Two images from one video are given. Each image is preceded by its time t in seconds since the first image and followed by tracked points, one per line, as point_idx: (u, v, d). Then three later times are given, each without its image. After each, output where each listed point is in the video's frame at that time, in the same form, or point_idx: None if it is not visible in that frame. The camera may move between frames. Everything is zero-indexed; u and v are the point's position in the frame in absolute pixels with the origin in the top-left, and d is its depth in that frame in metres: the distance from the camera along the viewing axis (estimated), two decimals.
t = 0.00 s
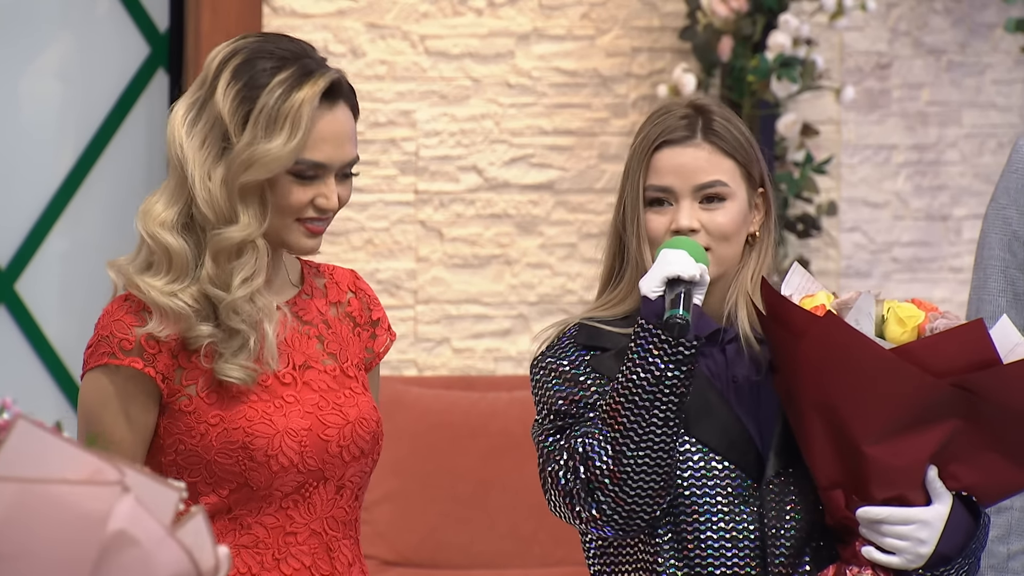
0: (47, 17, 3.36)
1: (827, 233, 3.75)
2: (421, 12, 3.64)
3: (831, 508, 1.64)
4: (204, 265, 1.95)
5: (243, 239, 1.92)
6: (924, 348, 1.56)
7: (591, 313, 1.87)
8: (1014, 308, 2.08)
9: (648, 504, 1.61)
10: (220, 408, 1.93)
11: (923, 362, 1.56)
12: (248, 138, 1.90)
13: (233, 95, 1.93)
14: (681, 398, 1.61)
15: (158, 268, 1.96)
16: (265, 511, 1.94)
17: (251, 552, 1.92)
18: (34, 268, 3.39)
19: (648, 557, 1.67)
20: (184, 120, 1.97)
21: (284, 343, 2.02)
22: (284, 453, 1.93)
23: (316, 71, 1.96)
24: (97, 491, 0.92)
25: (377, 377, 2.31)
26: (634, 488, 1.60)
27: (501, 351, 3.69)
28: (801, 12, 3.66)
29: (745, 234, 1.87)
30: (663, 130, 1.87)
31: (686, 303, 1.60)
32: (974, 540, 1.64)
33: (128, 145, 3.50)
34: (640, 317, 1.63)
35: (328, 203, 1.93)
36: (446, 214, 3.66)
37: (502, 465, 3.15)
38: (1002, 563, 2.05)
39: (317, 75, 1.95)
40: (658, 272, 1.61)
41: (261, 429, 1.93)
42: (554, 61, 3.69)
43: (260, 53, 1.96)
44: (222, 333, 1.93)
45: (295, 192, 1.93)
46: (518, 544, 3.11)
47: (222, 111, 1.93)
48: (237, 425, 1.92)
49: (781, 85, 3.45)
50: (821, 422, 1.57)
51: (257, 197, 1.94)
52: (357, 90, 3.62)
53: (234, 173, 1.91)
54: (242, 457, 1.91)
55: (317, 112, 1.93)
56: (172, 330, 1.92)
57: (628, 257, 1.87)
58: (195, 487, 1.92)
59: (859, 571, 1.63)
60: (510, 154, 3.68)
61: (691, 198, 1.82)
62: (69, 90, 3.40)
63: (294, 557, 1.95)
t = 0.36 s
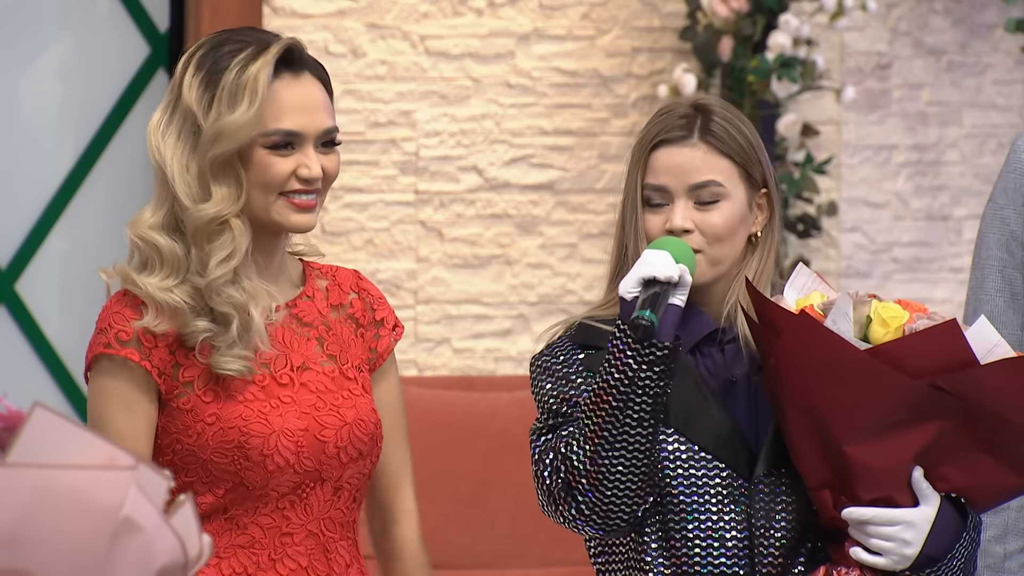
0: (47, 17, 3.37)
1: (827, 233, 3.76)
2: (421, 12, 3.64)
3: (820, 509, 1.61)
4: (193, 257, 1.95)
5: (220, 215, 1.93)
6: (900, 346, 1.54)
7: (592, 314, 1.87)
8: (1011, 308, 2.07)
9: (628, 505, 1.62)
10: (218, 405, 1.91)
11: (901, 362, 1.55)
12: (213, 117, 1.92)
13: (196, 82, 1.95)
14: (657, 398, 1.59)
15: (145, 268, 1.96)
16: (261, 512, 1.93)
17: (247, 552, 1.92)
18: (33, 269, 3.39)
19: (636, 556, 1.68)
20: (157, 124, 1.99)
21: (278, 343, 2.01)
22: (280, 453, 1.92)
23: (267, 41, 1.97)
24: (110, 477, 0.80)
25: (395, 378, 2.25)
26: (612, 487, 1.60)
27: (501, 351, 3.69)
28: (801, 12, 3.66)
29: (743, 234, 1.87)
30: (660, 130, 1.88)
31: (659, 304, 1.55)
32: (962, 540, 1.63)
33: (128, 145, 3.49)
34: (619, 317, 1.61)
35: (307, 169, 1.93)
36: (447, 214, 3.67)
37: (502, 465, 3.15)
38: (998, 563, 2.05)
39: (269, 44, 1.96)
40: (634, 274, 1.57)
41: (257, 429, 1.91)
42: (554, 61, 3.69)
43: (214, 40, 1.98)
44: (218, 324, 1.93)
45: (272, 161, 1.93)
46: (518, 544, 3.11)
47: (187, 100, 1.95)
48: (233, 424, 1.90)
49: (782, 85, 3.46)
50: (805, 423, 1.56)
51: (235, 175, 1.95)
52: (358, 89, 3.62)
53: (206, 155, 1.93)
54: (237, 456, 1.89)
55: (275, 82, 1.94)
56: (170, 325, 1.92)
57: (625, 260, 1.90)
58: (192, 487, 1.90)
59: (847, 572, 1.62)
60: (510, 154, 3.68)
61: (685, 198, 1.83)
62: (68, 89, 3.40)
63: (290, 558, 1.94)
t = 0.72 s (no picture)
0: (47, 17, 3.37)
1: (827, 234, 3.75)
2: (421, 12, 3.64)
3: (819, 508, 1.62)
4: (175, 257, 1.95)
5: (201, 222, 1.93)
6: (891, 346, 1.54)
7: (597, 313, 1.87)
8: (1010, 309, 2.07)
9: (620, 501, 1.63)
10: (206, 403, 1.92)
11: (892, 363, 1.54)
12: (198, 123, 1.92)
13: (185, 88, 1.96)
14: (648, 394, 1.60)
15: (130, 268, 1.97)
16: (252, 510, 1.93)
17: (239, 551, 1.91)
18: (33, 270, 3.39)
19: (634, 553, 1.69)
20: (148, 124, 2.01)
21: (265, 343, 2.00)
22: (268, 450, 1.92)
23: (262, 49, 1.96)
24: (142, 462, 0.95)
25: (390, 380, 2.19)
26: (603, 483, 1.62)
27: (501, 351, 3.69)
28: (801, 13, 3.66)
29: (745, 236, 1.86)
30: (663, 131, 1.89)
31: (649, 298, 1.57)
32: (959, 541, 1.62)
33: (128, 144, 3.49)
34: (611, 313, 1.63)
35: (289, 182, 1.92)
36: (447, 214, 3.66)
37: (502, 465, 3.15)
38: (997, 564, 2.05)
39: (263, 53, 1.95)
40: (625, 270, 1.59)
41: (244, 426, 1.91)
42: (554, 61, 3.69)
43: (209, 44, 1.98)
44: (201, 326, 1.93)
45: (254, 172, 1.92)
46: (518, 544, 3.11)
47: (176, 104, 1.95)
48: (220, 422, 1.90)
49: (781, 85, 3.46)
50: (800, 423, 1.56)
51: (217, 181, 1.94)
52: (358, 89, 3.62)
53: (189, 160, 1.93)
54: (225, 454, 1.90)
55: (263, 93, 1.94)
56: (150, 325, 1.92)
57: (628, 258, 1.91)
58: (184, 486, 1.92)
59: (846, 572, 1.61)
60: (510, 154, 3.68)
61: (684, 198, 1.83)
62: (68, 89, 3.40)
63: (283, 556, 1.94)
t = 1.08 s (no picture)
0: (48, 17, 3.38)
1: (827, 234, 3.76)
2: (421, 12, 3.64)
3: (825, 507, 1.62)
4: (178, 255, 1.95)
5: (209, 214, 1.94)
6: (899, 344, 1.52)
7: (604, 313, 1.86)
8: (1011, 310, 2.07)
9: (632, 501, 1.62)
10: (212, 404, 1.92)
11: (900, 360, 1.52)
12: (200, 115, 1.92)
13: (180, 83, 1.95)
14: (665, 394, 1.60)
15: (132, 269, 1.97)
16: (257, 511, 1.93)
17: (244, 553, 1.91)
18: (33, 270, 3.39)
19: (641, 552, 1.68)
20: (141, 126, 2.00)
21: (267, 343, 2.00)
22: (274, 452, 1.92)
23: (255, 42, 1.98)
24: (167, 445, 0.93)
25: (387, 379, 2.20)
26: (616, 483, 1.61)
27: (501, 351, 3.69)
28: (801, 13, 3.67)
29: (757, 234, 1.87)
30: (674, 130, 1.88)
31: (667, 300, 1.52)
32: (965, 542, 1.62)
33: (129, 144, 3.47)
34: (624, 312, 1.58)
35: (295, 167, 1.95)
36: (447, 214, 3.66)
37: (502, 465, 3.15)
38: (998, 565, 2.05)
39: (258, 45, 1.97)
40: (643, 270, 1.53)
41: (251, 427, 1.91)
42: (554, 62, 3.69)
43: (198, 41, 1.99)
44: (203, 321, 1.93)
45: (260, 159, 1.94)
46: (518, 544, 3.10)
47: (174, 100, 1.95)
48: (227, 423, 1.90)
49: (782, 86, 3.46)
50: (807, 422, 1.55)
51: (222, 172, 1.95)
52: (358, 89, 3.62)
53: (193, 153, 1.93)
54: (232, 455, 1.90)
55: (262, 80, 1.95)
56: (154, 324, 1.92)
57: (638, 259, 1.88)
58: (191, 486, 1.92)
59: (852, 571, 1.61)
60: (510, 154, 3.68)
61: (700, 197, 1.82)
62: (68, 89, 3.40)
63: (287, 557, 1.93)
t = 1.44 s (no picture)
0: (48, 18, 3.37)
1: (827, 234, 3.76)
2: (421, 13, 3.64)
3: (838, 507, 1.62)
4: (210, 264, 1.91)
5: (271, 224, 1.94)
6: (929, 343, 1.53)
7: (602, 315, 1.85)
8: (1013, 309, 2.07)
9: (659, 503, 1.61)
10: (231, 406, 1.89)
11: (932, 358, 1.53)
12: (262, 123, 1.92)
13: (229, 85, 1.92)
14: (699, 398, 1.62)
15: (149, 280, 1.88)
16: (275, 511, 1.91)
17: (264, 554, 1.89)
18: (33, 272, 3.39)
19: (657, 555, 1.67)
20: (170, 118, 1.91)
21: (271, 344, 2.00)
22: (295, 451, 1.90)
23: (294, 52, 2.00)
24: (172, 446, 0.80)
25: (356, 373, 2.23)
26: (648, 486, 1.60)
27: (501, 351, 3.69)
28: (801, 13, 3.67)
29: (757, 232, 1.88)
30: (678, 131, 1.86)
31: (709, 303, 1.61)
32: (981, 537, 1.62)
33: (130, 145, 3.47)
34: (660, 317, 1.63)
35: (318, 177, 2.05)
36: (447, 214, 3.66)
37: (503, 465, 3.15)
38: (1001, 564, 2.05)
39: (298, 55, 2.00)
40: (681, 272, 1.62)
41: (273, 427, 1.89)
42: (554, 62, 3.69)
43: (231, 46, 1.97)
44: (227, 329, 1.92)
45: (301, 168, 2.00)
46: (518, 544, 3.10)
47: (228, 104, 1.91)
48: (250, 425, 1.88)
49: (782, 86, 3.45)
50: (828, 419, 1.55)
51: (267, 180, 1.95)
52: (358, 90, 3.62)
53: (252, 160, 1.92)
54: (256, 456, 1.87)
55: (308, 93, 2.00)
56: (178, 339, 1.87)
57: (638, 256, 1.85)
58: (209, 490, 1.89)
59: (870, 570, 1.59)
60: (510, 154, 3.68)
61: (709, 197, 1.82)
62: (68, 90, 3.40)
63: (305, 555, 1.93)
